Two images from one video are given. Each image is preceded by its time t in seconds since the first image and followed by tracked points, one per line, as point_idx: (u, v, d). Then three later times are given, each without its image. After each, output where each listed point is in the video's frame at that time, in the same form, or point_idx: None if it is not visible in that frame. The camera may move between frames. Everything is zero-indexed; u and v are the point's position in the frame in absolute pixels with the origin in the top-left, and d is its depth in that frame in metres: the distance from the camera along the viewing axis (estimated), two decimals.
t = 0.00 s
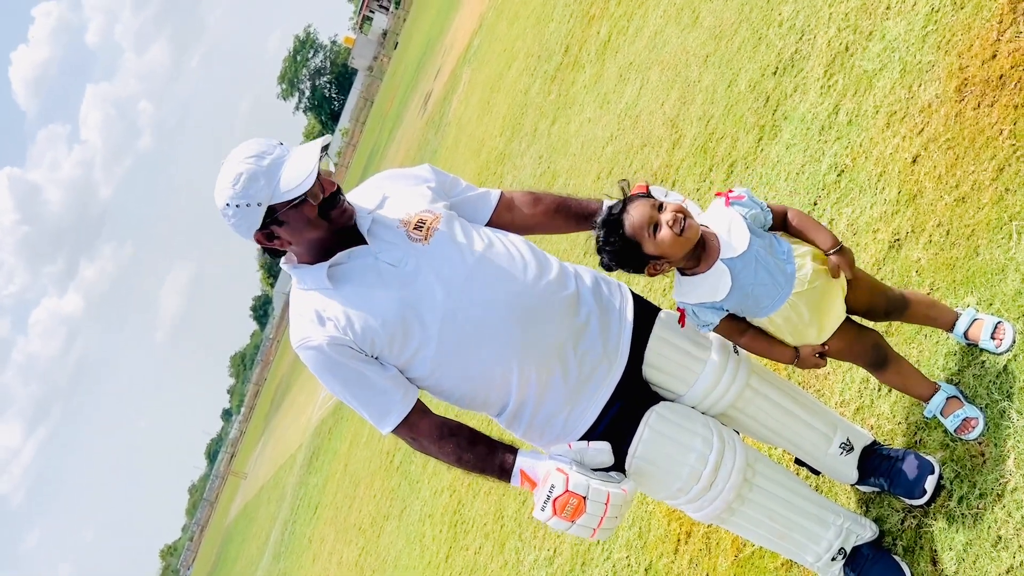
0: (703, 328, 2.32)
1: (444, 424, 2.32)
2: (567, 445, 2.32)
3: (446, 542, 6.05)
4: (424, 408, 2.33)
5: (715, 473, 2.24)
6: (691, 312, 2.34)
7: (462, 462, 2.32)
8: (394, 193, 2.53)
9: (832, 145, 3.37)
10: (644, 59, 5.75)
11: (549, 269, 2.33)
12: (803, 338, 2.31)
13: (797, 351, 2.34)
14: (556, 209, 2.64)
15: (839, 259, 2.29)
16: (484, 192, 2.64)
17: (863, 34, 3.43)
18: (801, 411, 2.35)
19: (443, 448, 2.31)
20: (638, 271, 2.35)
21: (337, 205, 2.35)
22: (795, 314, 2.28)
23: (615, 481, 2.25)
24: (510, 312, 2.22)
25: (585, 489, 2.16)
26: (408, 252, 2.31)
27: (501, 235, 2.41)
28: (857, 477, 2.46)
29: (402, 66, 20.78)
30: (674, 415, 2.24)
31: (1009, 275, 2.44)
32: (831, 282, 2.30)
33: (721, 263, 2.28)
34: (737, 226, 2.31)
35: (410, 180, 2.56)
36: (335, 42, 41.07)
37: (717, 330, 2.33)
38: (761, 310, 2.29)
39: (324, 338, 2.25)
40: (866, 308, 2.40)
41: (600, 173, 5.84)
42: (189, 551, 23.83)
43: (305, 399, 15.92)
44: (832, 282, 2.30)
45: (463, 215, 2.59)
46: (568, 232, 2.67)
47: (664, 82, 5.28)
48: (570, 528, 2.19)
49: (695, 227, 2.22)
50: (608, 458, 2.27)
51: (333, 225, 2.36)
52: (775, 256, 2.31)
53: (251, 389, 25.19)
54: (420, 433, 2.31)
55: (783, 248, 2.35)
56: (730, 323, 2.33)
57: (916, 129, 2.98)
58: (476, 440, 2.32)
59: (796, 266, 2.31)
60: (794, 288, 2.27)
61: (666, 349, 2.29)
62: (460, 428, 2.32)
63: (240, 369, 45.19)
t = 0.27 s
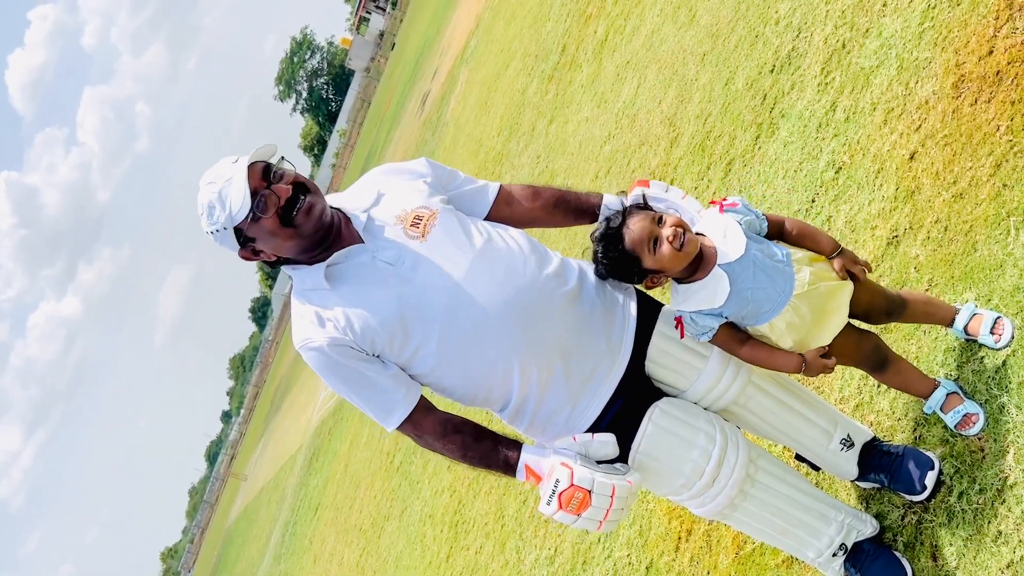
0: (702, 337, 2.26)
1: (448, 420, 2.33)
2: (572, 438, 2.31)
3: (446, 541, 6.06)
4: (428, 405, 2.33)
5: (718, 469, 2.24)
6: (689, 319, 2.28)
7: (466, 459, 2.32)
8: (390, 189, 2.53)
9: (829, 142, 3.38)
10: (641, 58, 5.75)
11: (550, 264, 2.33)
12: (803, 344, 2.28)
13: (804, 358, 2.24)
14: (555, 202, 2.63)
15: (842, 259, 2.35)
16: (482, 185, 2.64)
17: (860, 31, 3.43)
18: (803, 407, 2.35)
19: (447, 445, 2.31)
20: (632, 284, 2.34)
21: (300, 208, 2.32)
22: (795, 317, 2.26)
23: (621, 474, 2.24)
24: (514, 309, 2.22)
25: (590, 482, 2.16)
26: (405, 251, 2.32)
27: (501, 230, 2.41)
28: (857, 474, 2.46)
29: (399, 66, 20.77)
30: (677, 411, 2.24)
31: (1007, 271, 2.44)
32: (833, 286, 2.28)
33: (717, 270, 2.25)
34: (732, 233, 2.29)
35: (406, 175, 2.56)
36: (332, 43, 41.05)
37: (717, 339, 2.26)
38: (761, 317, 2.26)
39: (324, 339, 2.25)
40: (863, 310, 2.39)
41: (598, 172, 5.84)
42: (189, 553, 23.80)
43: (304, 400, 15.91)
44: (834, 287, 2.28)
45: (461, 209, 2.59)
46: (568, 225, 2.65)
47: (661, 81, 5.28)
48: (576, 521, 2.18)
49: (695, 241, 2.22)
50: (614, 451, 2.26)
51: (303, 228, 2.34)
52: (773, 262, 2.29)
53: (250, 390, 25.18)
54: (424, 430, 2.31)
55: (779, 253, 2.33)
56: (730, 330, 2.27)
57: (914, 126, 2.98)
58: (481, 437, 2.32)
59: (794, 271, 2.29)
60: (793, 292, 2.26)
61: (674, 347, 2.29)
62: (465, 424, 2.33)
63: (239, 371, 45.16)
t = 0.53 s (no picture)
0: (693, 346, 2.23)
1: (450, 421, 2.33)
2: (573, 440, 2.29)
3: (446, 541, 6.06)
4: (430, 406, 2.33)
5: (720, 466, 2.24)
6: (681, 328, 2.26)
7: (468, 460, 2.32)
8: (383, 187, 2.52)
9: (827, 140, 3.38)
10: (638, 56, 5.75)
11: (549, 261, 2.33)
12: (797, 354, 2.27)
13: (795, 353, 2.19)
14: (552, 196, 2.63)
15: (848, 266, 2.33)
16: (479, 180, 2.63)
17: (857, 28, 3.43)
18: (803, 403, 2.35)
19: (449, 445, 2.31)
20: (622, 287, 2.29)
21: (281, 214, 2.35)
22: (790, 325, 2.25)
23: (622, 477, 2.24)
24: (514, 307, 2.21)
25: (591, 487, 2.17)
26: (402, 250, 2.33)
27: (499, 226, 2.40)
28: (857, 471, 2.46)
29: (397, 66, 20.75)
30: (677, 409, 2.24)
31: (1005, 268, 2.44)
32: (833, 296, 2.25)
33: (710, 279, 2.23)
34: (726, 244, 2.29)
35: (399, 172, 2.55)
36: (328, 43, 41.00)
37: (707, 348, 2.24)
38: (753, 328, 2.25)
39: (323, 342, 2.25)
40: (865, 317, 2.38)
41: (596, 170, 5.84)
42: (189, 554, 23.79)
43: (303, 400, 15.90)
44: (833, 299, 2.25)
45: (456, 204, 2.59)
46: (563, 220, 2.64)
47: (658, 79, 5.28)
48: (576, 524, 2.20)
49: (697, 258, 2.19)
50: (615, 454, 2.25)
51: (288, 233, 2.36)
52: (766, 274, 2.27)
53: (249, 390, 25.16)
54: (426, 431, 2.31)
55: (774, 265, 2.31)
56: (721, 339, 2.24)
57: (911, 123, 2.99)
58: (482, 438, 2.32)
59: (788, 282, 2.27)
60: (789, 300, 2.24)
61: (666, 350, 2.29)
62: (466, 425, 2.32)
63: (238, 371, 45.12)
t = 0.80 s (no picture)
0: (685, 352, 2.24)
1: (448, 419, 2.32)
2: (571, 438, 2.30)
3: (443, 538, 6.06)
4: (428, 404, 2.33)
5: (718, 464, 2.23)
6: (674, 334, 2.25)
7: (466, 459, 2.32)
8: (379, 185, 2.52)
9: (823, 137, 3.38)
10: (635, 53, 5.74)
11: (546, 258, 2.32)
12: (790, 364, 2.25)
13: (787, 369, 2.16)
14: (550, 194, 2.62)
15: (841, 271, 2.32)
16: (476, 176, 2.63)
17: (853, 24, 3.43)
18: (800, 400, 2.35)
19: (447, 444, 2.31)
20: (614, 280, 2.18)
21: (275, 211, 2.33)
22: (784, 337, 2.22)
23: (620, 476, 2.26)
24: (512, 304, 2.21)
25: (590, 486, 2.18)
26: (399, 248, 2.32)
27: (496, 224, 2.39)
28: (853, 467, 2.47)
29: (393, 63, 20.71)
30: (676, 406, 2.24)
31: (1001, 264, 2.45)
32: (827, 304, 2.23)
33: (704, 284, 2.22)
34: (720, 248, 2.29)
35: (395, 169, 2.54)
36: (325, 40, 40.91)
37: (699, 356, 2.24)
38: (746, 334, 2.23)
39: (320, 341, 2.24)
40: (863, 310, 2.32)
41: (593, 167, 5.83)
42: (186, 551, 23.78)
43: (300, 398, 15.89)
44: (827, 306, 2.23)
45: (453, 201, 2.59)
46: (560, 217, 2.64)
47: (655, 76, 5.27)
48: (574, 523, 2.22)
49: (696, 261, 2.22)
50: (613, 454, 2.27)
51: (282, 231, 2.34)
52: (760, 281, 2.26)
53: (246, 388, 25.14)
54: (424, 430, 2.31)
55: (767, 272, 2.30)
56: (714, 350, 2.24)
57: (908, 119, 2.99)
58: (481, 437, 2.32)
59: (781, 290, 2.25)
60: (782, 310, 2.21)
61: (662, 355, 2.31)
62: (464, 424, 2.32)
63: (235, 369, 45.07)
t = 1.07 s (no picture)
0: (690, 345, 2.20)
1: (441, 417, 2.32)
2: (564, 438, 2.33)
3: (437, 532, 6.07)
4: (420, 401, 2.33)
5: (711, 460, 2.24)
6: (677, 327, 2.21)
7: (459, 456, 2.32)
8: (372, 180, 2.51)
9: (817, 132, 3.39)
10: (629, 47, 5.73)
11: (539, 255, 2.32)
12: (793, 349, 2.24)
13: (795, 364, 2.21)
14: (544, 194, 2.62)
15: (824, 257, 2.33)
16: (470, 173, 2.62)
17: (847, 19, 3.42)
18: (793, 395, 2.36)
19: (440, 442, 2.31)
20: (609, 264, 2.15)
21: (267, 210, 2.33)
22: (785, 321, 2.22)
23: (612, 475, 2.27)
24: (504, 301, 2.20)
25: (581, 485, 2.19)
26: (391, 245, 2.31)
27: (489, 221, 2.39)
28: (846, 462, 2.48)
29: (387, 57, 20.62)
30: (669, 403, 2.24)
31: (993, 260, 2.45)
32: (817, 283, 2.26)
33: (700, 270, 2.21)
34: (711, 235, 2.28)
35: (389, 165, 2.54)
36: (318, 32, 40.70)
37: (703, 347, 2.21)
38: (745, 321, 2.22)
39: (312, 338, 2.24)
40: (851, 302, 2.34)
41: (587, 162, 5.83)
42: (180, 546, 23.76)
43: (294, 392, 15.86)
44: (818, 285, 2.25)
45: (446, 197, 2.58)
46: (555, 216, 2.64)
47: (649, 70, 5.26)
48: (565, 522, 2.23)
49: (691, 253, 2.22)
50: (605, 453, 2.28)
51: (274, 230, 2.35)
52: (752, 263, 2.26)
53: (239, 382, 25.08)
54: (417, 427, 2.30)
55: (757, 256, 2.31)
56: (718, 338, 2.21)
57: (901, 114, 2.99)
58: (473, 435, 2.32)
59: (774, 272, 2.26)
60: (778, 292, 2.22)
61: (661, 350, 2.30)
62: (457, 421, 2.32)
63: (229, 363, 44.97)
